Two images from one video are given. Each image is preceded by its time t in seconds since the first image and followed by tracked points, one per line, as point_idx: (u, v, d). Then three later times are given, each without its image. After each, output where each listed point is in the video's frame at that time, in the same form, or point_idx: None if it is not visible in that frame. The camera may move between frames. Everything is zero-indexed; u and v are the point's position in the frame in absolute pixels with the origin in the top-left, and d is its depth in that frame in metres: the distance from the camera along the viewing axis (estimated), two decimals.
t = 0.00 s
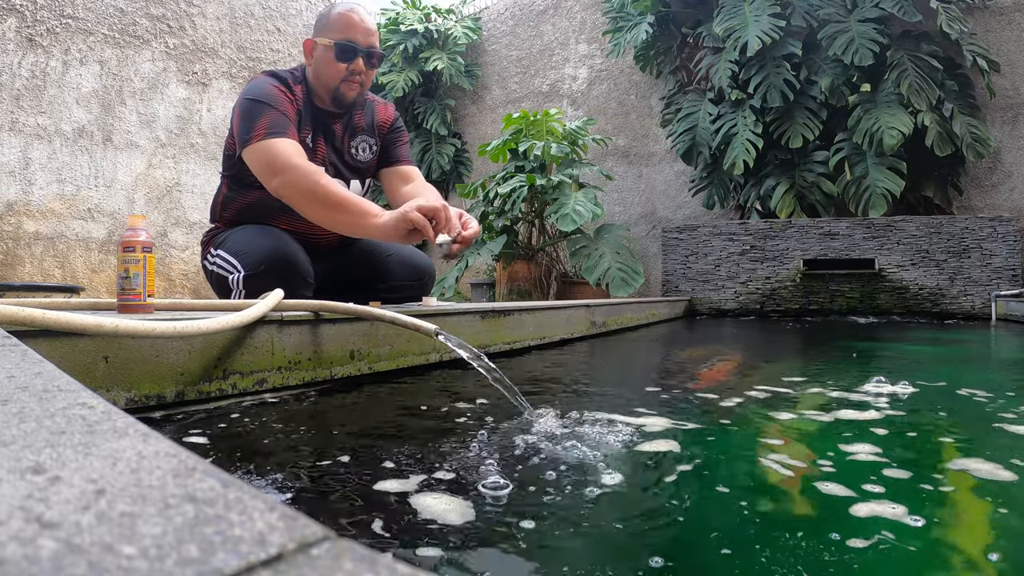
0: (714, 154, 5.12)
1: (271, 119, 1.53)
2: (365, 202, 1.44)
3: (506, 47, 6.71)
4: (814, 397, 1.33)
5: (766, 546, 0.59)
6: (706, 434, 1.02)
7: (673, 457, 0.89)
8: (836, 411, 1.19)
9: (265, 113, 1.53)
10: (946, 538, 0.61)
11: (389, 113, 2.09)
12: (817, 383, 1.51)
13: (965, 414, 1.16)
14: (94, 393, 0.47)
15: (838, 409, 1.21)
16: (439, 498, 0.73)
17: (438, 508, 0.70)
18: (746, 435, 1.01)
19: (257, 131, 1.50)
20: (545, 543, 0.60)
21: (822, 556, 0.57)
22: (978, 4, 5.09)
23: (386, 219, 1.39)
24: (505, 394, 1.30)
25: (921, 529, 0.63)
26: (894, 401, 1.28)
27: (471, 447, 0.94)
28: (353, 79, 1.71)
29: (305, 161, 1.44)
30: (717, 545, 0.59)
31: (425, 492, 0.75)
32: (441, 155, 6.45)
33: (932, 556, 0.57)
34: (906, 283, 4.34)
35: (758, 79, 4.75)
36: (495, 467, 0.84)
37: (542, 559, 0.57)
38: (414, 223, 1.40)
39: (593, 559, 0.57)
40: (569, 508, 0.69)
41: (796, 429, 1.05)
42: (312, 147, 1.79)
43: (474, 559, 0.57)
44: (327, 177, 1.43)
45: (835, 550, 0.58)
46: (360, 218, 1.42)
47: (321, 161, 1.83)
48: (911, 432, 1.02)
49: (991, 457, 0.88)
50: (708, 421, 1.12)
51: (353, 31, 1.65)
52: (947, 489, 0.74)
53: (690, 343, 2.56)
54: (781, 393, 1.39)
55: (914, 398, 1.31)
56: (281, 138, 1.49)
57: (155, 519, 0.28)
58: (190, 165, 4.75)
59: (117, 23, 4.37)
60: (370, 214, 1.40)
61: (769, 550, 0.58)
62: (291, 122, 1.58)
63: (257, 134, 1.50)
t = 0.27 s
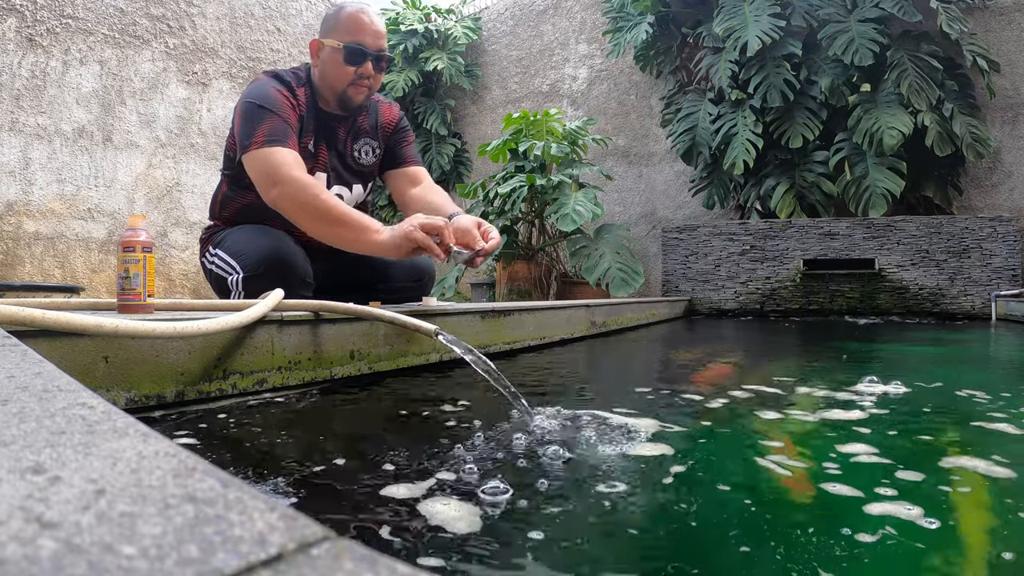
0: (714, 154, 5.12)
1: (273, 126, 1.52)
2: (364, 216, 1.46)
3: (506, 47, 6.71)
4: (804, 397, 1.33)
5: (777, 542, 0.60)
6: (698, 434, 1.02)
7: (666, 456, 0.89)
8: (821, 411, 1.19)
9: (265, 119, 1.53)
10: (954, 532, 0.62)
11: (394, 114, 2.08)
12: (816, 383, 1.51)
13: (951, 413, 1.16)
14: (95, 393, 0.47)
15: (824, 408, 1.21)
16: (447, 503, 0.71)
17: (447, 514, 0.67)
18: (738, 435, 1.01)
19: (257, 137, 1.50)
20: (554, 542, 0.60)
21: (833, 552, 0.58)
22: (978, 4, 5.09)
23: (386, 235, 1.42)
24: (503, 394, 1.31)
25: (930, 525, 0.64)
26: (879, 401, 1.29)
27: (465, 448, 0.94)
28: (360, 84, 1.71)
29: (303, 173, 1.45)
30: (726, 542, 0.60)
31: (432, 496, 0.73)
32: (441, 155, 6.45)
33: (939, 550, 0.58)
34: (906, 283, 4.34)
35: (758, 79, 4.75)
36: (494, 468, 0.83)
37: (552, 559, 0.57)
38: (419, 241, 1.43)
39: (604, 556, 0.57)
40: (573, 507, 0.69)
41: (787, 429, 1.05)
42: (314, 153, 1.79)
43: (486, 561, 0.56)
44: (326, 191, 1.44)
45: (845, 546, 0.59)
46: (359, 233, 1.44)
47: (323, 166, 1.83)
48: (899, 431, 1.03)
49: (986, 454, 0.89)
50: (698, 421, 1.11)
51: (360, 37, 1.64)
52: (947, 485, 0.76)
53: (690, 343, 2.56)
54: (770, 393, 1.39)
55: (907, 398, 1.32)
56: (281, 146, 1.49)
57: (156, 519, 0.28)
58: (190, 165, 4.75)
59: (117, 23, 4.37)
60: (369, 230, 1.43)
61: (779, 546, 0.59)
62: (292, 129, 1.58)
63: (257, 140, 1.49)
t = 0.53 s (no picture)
0: (714, 154, 5.12)
1: (273, 133, 1.53)
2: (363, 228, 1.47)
3: (506, 47, 6.71)
4: (796, 397, 1.33)
5: (786, 538, 0.61)
6: (695, 434, 1.02)
7: (661, 456, 0.89)
8: (807, 411, 1.19)
9: (266, 126, 1.53)
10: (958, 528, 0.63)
11: (403, 117, 2.06)
12: (816, 383, 1.51)
13: (938, 412, 1.17)
14: (95, 393, 0.47)
15: (809, 408, 1.21)
16: (459, 509, 0.69)
17: (458, 523, 0.65)
18: (730, 434, 1.02)
19: (256, 144, 1.50)
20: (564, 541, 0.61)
21: (843, 548, 0.59)
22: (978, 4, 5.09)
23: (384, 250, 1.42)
24: (503, 393, 1.31)
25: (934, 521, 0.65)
26: (865, 400, 1.30)
27: (461, 448, 0.94)
28: (367, 90, 1.70)
29: (301, 187, 1.46)
30: (734, 538, 0.61)
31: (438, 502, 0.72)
32: (441, 155, 6.46)
33: (944, 545, 0.59)
34: (906, 283, 4.34)
35: (758, 79, 4.75)
36: (493, 469, 0.83)
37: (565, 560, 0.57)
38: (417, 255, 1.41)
39: (616, 554, 0.58)
40: (578, 506, 0.70)
41: (779, 428, 1.05)
42: (317, 157, 1.79)
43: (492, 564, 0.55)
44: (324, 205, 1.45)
45: (854, 541, 0.60)
46: (358, 246, 1.45)
47: (326, 171, 1.83)
48: (893, 430, 1.04)
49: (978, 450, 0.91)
50: (692, 422, 1.11)
51: (370, 43, 1.64)
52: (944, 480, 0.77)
53: (689, 342, 2.57)
54: (758, 393, 1.39)
55: (902, 398, 1.32)
56: (280, 157, 1.50)
57: (156, 519, 0.28)
58: (190, 165, 4.75)
59: (117, 23, 4.37)
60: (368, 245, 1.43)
61: (788, 542, 0.60)
62: (293, 135, 1.58)
63: (257, 147, 1.50)
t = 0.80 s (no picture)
0: (714, 154, 5.12)
1: (274, 138, 1.53)
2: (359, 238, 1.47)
3: (506, 47, 6.70)
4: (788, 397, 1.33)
5: (795, 533, 0.62)
6: (696, 433, 1.02)
7: (658, 456, 0.89)
8: (795, 410, 1.19)
9: (266, 131, 1.54)
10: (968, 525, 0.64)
11: (410, 120, 2.05)
12: (815, 383, 1.51)
13: (925, 411, 1.18)
14: (94, 393, 0.47)
15: (798, 408, 1.22)
16: (468, 515, 0.67)
17: (468, 531, 0.63)
18: (723, 435, 1.02)
19: (256, 149, 1.51)
20: (575, 538, 0.61)
21: (852, 542, 0.60)
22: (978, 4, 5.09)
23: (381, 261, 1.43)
24: (503, 391, 1.31)
25: (944, 516, 0.66)
26: (853, 399, 1.31)
27: (458, 448, 0.93)
28: (373, 96, 1.70)
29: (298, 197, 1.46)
30: (744, 534, 0.62)
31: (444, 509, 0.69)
32: (441, 155, 6.46)
33: (952, 538, 0.60)
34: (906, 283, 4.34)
35: (758, 79, 4.75)
36: (492, 469, 0.83)
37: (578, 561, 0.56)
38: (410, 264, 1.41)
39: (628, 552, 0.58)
40: (582, 504, 0.70)
41: (772, 428, 1.05)
42: (320, 161, 1.79)
43: (498, 565, 0.55)
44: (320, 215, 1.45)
45: (863, 535, 0.61)
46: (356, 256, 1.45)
47: (329, 175, 1.83)
48: (893, 429, 1.04)
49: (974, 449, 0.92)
50: (691, 421, 1.11)
51: (377, 47, 1.64)
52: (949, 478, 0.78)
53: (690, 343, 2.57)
54: (749, 393, 1.39)
55: (891, 397, 1.33)
56: (279, 163, 1.51)
57: (156, 519, 0.28)
58: (190, 165, 4.74)
59: (117, 23, 4.37)
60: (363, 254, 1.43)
61: (797, 537, 0.61)
62: (293, 141, 1.58)
63: (256, 152, 1.51)
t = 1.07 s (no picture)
0: (715, 154, 5.12)
1: (265, 140, 1.56)
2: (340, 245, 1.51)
3: (506, 47, 6.70)
4: (774, 397, 1.34)
5: (801, 531, 0.62)
6: (697, 433, 1.02)
7: (651, 456, 0.89)
8: (780, 410, 1.20)
9: (258, 133, 1.56)
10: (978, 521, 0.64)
11: (412, 120, 2.04)
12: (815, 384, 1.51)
13: (910, 410, 1.20)
14: (94, 393, 0.47)
15: (782, 408, 1.22)
16: (479, 523, 0.64)
17: (480, 541, 0.60)
18: (713, 435, 1.01)
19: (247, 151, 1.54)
20: (582, 538, 0.61)
21: (860, 539, 0.60)
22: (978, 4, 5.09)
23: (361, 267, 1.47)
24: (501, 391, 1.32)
25: (952, 514, 0.67)
26: (835, 398, 1.32)
27: (455, 449, 0.93)
28: (370, 96, 1.69)
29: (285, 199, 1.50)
30: (754, 530, 0.63)
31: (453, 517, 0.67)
32: (441, 155, 6.46)
33: (960, 535, 0.61)
34: (906, 283, 4.34)
35: (758, 79, 4.75)
36: (491, 470, 0.82)
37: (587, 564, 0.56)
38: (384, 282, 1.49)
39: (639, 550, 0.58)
40: (584, 505, 0.70)
41: (760, 428, 1.06)
42: (319, 162, 1.80)
43: (504, 567, 0.55)
44: (305, 220, 1.49)
45: (871, 532, 0.62)
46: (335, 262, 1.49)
47: (329, 177, 1.83)
48: (894, 429, 1.04)
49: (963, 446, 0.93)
50: (691, 421, 1.11)
51: (375, 47, 1.64)
52: (945, 476, 0.79)
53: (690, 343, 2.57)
54: (737, 393, 1.40)
55: (882, 396, 1.34)
56: (270, 165, 1.54)
57: (155, 520, 0.28)
58: (190, 165, 4.74)
59: (117, 23, 4.37)
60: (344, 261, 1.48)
61: (806, 535, 0.61)
62: (285, 142, 1.60)
63: (248, 154, 1.54)
